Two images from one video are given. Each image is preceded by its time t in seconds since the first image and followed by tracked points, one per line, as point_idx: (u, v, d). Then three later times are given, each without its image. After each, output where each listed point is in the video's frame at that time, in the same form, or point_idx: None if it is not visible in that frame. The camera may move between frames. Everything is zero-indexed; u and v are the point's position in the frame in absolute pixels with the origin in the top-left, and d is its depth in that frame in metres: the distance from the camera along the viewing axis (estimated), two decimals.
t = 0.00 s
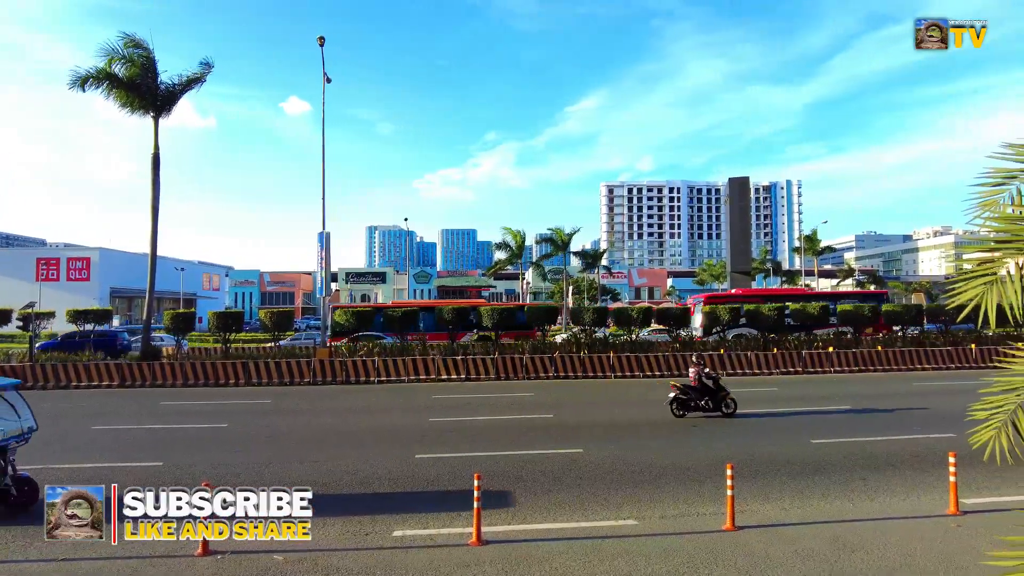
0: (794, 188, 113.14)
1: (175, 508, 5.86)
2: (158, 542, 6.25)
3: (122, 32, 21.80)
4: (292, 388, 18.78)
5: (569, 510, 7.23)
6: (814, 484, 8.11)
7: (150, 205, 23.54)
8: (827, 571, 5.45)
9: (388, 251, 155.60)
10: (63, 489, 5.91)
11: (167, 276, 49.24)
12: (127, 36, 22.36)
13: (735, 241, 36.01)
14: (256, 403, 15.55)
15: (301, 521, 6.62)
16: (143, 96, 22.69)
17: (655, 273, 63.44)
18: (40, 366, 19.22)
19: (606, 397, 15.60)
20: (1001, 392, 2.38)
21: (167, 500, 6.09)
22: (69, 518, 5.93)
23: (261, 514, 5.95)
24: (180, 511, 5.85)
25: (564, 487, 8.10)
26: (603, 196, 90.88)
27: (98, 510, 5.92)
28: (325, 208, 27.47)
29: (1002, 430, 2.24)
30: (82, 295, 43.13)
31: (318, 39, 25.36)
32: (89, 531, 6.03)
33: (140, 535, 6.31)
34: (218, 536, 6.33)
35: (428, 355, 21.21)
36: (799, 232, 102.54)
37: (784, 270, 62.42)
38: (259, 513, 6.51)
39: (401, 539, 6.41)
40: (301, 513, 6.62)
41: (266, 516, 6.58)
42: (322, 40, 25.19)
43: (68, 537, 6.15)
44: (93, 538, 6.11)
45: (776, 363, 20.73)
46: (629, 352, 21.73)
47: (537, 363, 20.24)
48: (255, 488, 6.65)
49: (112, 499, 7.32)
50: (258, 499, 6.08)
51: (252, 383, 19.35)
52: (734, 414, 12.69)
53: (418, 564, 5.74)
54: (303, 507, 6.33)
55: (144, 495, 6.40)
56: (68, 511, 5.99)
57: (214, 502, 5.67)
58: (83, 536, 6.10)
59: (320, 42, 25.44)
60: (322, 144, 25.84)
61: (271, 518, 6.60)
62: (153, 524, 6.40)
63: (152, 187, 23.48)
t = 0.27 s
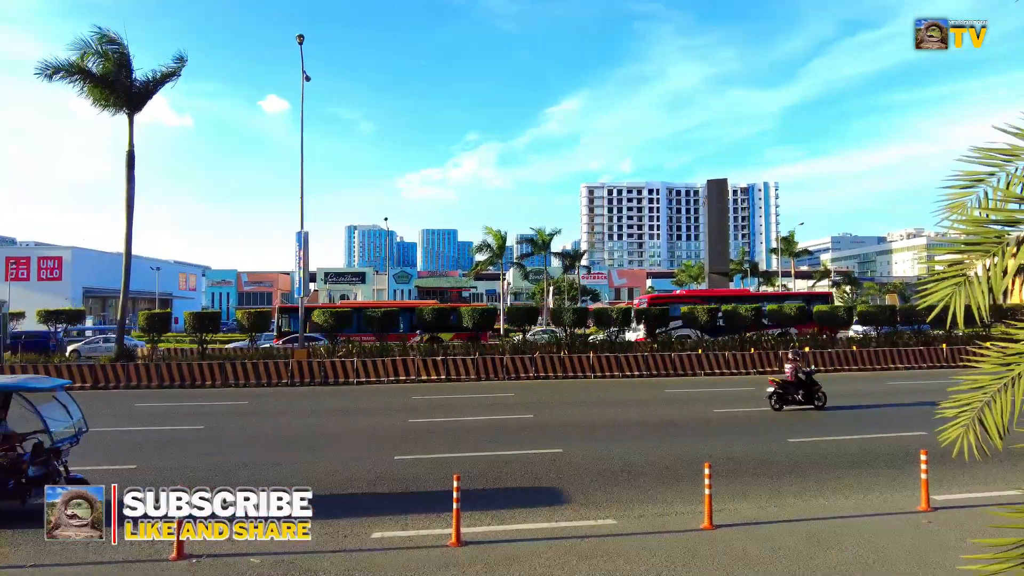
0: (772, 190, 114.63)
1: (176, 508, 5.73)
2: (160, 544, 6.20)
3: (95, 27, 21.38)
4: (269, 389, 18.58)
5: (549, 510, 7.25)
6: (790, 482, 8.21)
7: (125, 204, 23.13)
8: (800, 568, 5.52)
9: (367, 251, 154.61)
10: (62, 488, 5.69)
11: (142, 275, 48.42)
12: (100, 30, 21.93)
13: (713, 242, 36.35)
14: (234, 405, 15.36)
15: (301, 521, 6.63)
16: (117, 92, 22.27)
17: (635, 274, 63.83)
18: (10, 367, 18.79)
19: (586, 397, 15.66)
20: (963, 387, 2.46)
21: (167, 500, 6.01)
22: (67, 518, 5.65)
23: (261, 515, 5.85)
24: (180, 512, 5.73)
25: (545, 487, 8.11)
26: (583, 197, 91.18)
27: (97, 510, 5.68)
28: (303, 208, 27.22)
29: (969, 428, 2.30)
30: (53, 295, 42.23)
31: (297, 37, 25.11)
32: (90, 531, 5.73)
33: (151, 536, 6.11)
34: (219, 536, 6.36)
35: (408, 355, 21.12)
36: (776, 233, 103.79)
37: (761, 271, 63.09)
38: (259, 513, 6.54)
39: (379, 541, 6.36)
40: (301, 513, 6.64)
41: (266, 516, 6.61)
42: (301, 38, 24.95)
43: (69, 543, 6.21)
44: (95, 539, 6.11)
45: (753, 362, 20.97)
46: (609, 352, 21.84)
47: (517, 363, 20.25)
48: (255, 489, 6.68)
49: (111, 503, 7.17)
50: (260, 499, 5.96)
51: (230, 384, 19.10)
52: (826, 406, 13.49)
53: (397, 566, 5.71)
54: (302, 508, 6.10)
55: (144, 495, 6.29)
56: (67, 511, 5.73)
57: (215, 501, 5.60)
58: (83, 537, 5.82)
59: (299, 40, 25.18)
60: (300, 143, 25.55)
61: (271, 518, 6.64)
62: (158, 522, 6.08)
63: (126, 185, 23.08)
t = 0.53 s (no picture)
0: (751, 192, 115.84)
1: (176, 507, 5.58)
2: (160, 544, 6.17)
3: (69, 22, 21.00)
4: (248, 390, 18.38)
5: (529, 510, 7.24)
6: (768, 481, 8.30)
7: (100, 202, 22.74)
8: (776, 564, 5.58)
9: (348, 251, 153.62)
10: (62, 488, 5.70)
11: (117, 275, 47.66)
12: (74, 25, 21.56)
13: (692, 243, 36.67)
14: (211, 406, 15.17)
15: (301, 521, 6.53)
16: (91, 88, 21.89)
17: (615, 274, 64.18)
18: None
19: (567, 397, 15.71)
20: (934, 388, 2.51)
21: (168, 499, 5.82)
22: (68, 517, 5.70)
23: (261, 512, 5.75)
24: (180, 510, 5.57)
25: (526, 487, 8.11)
26: (565, 198, 91.45)
27: (97, 510, 5.72)
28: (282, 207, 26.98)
29: (941, 428, 2.34)
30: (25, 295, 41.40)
31: (277, 35, 24.89)
32: (89, 531, 5.77)
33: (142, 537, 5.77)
34: (218, 536, 6.31)
35: (388, 356, 21.02)
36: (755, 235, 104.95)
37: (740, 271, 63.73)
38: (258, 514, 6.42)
39: (358, 543, 6.32)
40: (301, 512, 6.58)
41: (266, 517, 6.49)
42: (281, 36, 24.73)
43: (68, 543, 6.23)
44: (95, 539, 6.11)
45: (732, 362, 21.17)
46: (589, 352, 21.92)
47: (498, 364, 20.23)
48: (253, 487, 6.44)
49: (106, 500, 7.09)
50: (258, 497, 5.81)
51: (207, 385, 18.87)
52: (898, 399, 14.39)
53: (376, 567, 5.66)
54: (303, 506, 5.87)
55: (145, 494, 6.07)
56: (67, 510, 5.79)
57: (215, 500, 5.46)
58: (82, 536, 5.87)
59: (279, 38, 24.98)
60: (280, 141, 25.30)
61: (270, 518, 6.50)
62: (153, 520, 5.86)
63: (101, 184, 22.70)
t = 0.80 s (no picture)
0: (734, 193, 116.81)
1: (175, 508, 5.80)
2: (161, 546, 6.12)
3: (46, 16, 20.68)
4: (229, 391, 18.20)
5: (513, 510, 7.26)
6: (750, 479, 8.40)
7: (78, 200, 22.42)
8: (759, 563, 5.63)
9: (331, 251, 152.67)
10: (62, 489, 5.84)
11: (95, 274, 46.96)
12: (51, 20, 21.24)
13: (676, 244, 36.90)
14: (192, 407, 15.00)
15: (301, 521, 6.56)
16: (68, 84, 21.56)
17: (600, 275, 64.39)
18: None
19: (551, 397, 15.75)
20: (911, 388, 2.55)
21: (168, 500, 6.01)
22: (69, 517, 5.80)
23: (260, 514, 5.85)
24: (179, 512, 5.79)
25: (509, 487, 8.12)
26: (549, 198, 91.61)
27: (98, 510, 5.87)
28: (264, 206, 26.76)
29: (918, 427, 2.38)
30: None
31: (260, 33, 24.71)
32: (90, 531, 5.90)
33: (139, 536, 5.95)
34: (219, 536, 6.33)
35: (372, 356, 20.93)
36: (737, 236, 105.85)
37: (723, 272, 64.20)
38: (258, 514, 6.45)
39: (341, 544, 6.29)
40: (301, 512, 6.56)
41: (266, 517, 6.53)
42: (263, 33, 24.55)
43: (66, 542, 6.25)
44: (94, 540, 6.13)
45: (715, 362, 21.32)
46: (574, 352, 21.98)
47: (482, 364, 20.21)
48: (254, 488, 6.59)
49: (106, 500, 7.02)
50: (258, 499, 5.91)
51: (188, 386, 18.67)
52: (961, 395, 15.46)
53: (357, 568, 5.66)
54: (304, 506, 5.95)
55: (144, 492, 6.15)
56: (67, 511, 5.88)
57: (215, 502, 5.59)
58: (83, 536, 5.98)
59: (262, 36, 24.81)
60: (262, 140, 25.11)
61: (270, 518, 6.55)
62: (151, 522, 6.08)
63: (80, 182, 22.38)
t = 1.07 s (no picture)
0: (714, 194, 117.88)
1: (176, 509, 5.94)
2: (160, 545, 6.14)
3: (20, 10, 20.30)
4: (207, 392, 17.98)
5: (494, 510, 7.25)
6: (729, 477, 8.48)
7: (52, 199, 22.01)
8: (738, 560, 5.68)
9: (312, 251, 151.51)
10: (62, 489, 5.79)
11: (70, 274, 46.12)
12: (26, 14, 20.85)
13: (657, 244, 37.13)
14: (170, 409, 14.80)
15: (302, 519, 6.41)
16: (43, 80, 21.17)
17: (581, 275, 64.51)
18: None
19: (533, 398, 15.77)
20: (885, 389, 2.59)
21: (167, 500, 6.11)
22: (69, 517, 5.72)
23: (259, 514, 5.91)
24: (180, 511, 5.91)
25: (491, 487, 8.12)
26: (532, 199, 91.71)
27: (98, 509, 5.79)
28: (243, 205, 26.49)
29: (892, 426, 2.43)
30: None
31: (239, 30, 24.45)
32: (90, 531, 5.83)
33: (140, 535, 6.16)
34: (219, 536, 6.24)
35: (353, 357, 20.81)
36: (717, 237, 106.77)
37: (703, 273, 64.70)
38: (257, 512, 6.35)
39: (319, 546, 6.22)
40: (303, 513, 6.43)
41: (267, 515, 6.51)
42: (243, 31, 24.31)
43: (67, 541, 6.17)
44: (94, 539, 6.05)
45: (695, 362, 21.49)
46: (556, 352, 22.03)
47: (465, 364, 20.16)
48: (254, 487, 6.39)
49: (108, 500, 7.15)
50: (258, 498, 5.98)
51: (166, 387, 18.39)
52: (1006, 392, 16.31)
53: (337, 569, 5.62)
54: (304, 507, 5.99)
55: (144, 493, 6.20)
56: (68, 510, 5.81)
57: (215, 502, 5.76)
58: (83, 536, 5.90)
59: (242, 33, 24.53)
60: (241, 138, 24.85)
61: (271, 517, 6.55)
62: (151, 523, 6.24)
63: (54, 180, 21.98)
